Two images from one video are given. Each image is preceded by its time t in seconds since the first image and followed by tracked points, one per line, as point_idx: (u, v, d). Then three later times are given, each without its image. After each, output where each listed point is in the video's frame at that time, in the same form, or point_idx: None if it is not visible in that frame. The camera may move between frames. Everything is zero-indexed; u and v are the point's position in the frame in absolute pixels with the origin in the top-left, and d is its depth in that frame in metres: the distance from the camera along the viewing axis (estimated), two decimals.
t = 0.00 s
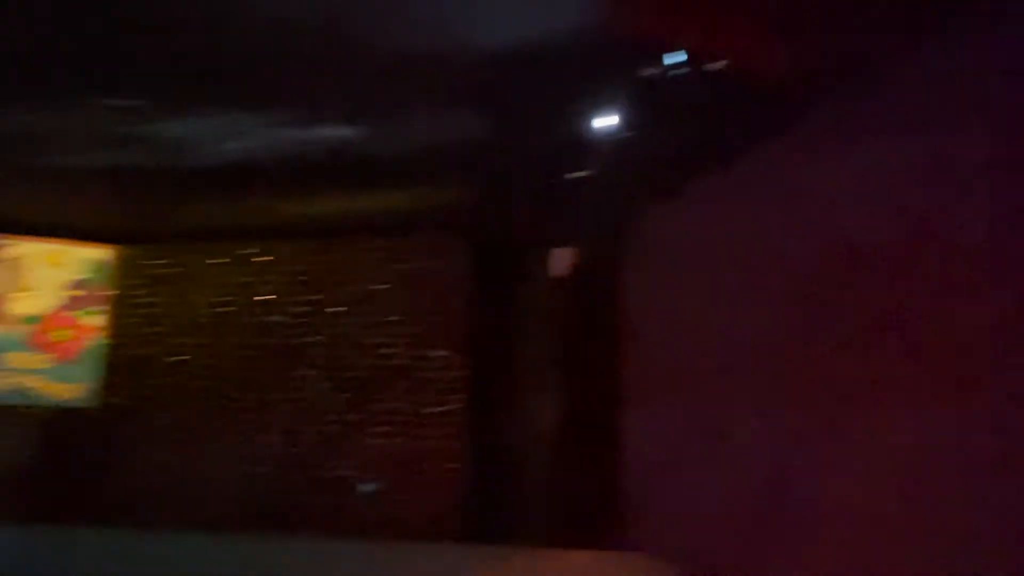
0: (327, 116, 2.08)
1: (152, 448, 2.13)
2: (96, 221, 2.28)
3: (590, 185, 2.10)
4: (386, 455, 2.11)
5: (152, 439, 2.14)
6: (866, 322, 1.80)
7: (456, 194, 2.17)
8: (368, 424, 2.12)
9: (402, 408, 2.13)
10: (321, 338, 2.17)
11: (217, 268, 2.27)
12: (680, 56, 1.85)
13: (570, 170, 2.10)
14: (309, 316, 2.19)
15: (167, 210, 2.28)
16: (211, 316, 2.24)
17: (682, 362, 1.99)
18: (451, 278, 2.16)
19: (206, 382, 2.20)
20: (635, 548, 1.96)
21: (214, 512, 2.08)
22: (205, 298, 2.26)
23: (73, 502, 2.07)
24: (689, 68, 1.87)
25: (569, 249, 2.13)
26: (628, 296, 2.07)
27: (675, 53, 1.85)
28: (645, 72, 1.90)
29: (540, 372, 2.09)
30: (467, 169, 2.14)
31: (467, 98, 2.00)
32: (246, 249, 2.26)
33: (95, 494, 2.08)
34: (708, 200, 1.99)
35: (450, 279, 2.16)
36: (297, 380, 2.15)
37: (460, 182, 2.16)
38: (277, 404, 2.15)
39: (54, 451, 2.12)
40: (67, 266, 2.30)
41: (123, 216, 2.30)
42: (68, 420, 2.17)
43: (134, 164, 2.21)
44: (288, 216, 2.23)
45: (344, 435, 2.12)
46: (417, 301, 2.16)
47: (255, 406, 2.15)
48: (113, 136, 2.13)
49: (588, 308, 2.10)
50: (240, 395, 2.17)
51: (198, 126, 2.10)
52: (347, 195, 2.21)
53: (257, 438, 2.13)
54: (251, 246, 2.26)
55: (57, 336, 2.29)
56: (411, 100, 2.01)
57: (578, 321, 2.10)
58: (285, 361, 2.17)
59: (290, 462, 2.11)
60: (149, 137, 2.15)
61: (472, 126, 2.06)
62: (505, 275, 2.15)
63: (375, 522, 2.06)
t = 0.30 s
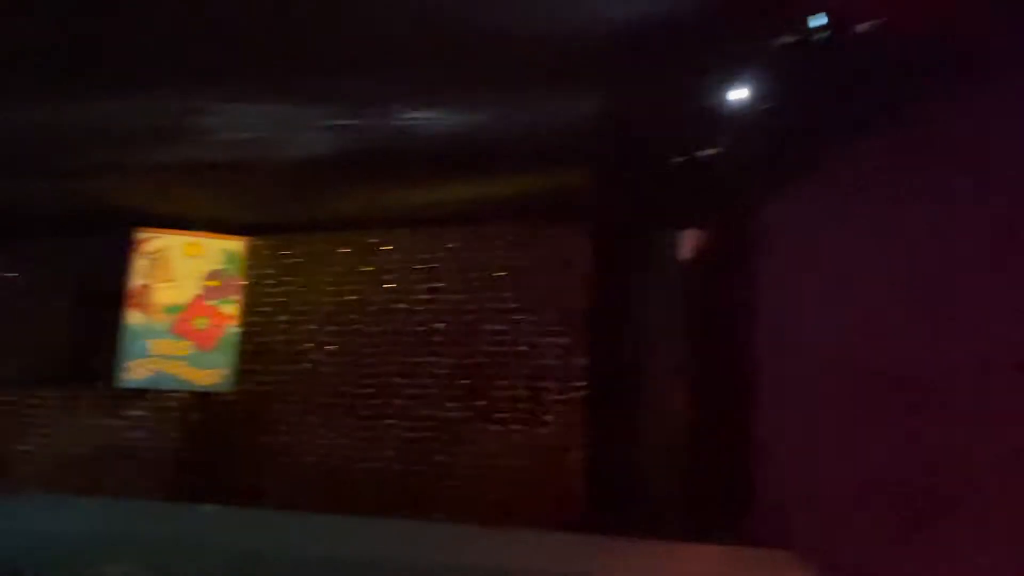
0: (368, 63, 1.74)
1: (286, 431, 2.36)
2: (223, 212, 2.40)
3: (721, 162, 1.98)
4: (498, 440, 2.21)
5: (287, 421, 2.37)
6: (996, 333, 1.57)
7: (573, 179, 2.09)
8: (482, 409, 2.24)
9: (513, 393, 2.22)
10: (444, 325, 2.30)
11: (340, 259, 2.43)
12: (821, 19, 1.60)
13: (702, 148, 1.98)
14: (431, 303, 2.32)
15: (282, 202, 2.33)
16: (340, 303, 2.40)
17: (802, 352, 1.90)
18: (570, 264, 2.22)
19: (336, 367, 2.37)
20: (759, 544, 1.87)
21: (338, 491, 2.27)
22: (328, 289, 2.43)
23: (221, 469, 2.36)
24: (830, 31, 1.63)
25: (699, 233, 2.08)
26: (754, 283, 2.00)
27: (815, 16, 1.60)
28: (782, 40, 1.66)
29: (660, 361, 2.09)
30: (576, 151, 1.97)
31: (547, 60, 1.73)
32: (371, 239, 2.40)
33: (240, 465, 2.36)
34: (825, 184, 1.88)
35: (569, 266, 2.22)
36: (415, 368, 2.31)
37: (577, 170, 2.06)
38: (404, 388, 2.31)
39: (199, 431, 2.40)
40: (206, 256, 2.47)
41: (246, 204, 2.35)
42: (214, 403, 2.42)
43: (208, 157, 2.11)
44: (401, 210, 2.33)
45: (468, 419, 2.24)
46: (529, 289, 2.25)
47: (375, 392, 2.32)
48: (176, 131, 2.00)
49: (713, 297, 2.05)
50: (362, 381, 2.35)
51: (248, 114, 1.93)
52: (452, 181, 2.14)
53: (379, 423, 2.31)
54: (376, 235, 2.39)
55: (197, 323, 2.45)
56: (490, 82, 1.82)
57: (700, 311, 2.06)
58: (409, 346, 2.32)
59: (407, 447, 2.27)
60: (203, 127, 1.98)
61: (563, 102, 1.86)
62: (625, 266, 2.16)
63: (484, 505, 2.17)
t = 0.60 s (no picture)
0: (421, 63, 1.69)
1: (360, 425, 2.39)
2: (300, 208, 2.45)
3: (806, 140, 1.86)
4: (572, 432, 2.19)
5: (360, 415, 2.39)
6: None
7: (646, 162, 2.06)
8: (555, 402, 2.22)
9: (586, 385, 2.20)
10: (513, 319, 2.28)
11: (410, 253, 2.44)
12: None
13: (785, 126, 1.86)
14: (499, 296, 2.31)
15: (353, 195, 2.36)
16: (407, 298, 2.42)
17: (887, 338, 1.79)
18: (643, 253, 2.19)
19: (405, 362, 2.39)
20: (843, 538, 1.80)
21: (410, 486, 2.27)
22: (399, 283, 2.45)
23: (297, 464, 2.39)
24: None
25: (781, 216, 1.96)
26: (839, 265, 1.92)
27: None
28: (874, 7, 1.52)
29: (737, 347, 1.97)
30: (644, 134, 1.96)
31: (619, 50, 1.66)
32: (438, 232, 2.41)
33: (316, 460, 2.38)
34: (910, 160, 1.74)
35: (643, 255, 2.19)
36: (487, 361, 2.30)
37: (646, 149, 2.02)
38: (473, 381, 2.30)
39: (274, 429, 2.44)
40: (280, 254, 2.49)
41: (319, 198, 2.39)
42: (290, 400, 2.46)
43: (280, 158, 2.16)
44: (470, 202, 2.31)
45: (542, 414, 2.22)
46: (602, 278, 2.22)
47: (444, 386, 2.33)
48: (247, 137, 2.05)
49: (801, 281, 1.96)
50: (433, 374, 2.35)
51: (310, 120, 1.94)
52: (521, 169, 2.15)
53: (452, 417, 2.31)
54: (442, 229, 2.41)
55: (272, 321, 2.48)
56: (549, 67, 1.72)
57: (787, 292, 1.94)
58: (478, 339, 2.32)
59: (479, 441, 2.26)
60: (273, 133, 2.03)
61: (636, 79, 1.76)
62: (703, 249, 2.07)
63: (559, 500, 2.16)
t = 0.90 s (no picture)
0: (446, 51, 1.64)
1: (415, 416, 2.38)
2: (345, 202, 2.44)
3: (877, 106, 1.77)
4: (630, 423, 2.14)
5: (416, 408, 2.38)
6: None
7: (694, 143, 1.99)
8: (612, 393, 2.17)
9: (644, 374, 2.14)
10: (566, 308, 2.25)
11: (461, 243, 2.42)
12: None
13: (857, 98, 1.78)
14: (553, 285, 2.27)
15: (399, 185, 2.30)
16: (460, 289, 2.40)
17: (964, 324, 1.67)
18: (706, 236, 2.12)
19: (457, 353, 2.38)
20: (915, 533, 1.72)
21: (467, 478, 2.25)
22: (451, 274, 2.42)
23: (353, 458, 2.39)
24: None
25: (850, 195, 1.91)
26: (911, 247, 1.82)
27: None
28: None
29: (810, 336, 1.97)
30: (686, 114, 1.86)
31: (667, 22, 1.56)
32: (489, 220, 2.37)
33: (372, 453, 2.38)
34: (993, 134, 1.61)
35: (705, 237, 2.12)
36: (542, 351, 2.27)
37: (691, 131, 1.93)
38: (528, 372, 2.27)
39: (330, 422, 2.45)
40: (331, 247, 2.47)
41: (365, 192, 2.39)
42: (344, 392, 2.47)
43: (313, 155, 2.13)
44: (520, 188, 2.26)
45: (599, 404, 2.18)
46: (657, 265, 2.16)
47: (498, 377, 2.31)
48: (277, 134, 2.01)
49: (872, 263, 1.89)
50: (488, 365, 2.33)
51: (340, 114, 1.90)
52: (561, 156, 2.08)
53: (507, 409, 2.28)
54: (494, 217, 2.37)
55: (325, 314, 2.46)
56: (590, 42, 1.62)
57: (857, 277, 1.91)
58: (530, 329, 2.29)
59: (536, 433, 2.23)
60: (304, 131, 1.99)
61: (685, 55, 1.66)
62: (771, 235, 2.05)
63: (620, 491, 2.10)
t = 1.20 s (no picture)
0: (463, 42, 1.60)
1: (456, 405, 2.36)
2: (380, 190, 2.43)
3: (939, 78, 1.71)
4: (674, 412, 2.09)
5: (456, 397, 2.37)
6: None
7: (737, 124, 1.91)
8: (656, 380, 2.12)
9: (688, 361, 2.09)
10: (608, 295, 2.20)
11: (498, 230, 2.39)
12: None
13: (915, 68, 1.73)
14: (594, 271, 2.23)
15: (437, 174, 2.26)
16: (499, 277, 2.37)
17: None
18: (751, 217, 2.06)
19: (497, 342, 2.35)
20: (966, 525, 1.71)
21: (511, 469, 2.25)
22: (489, 261, 2.39)
23: (394, 449, 2.40)
24: None
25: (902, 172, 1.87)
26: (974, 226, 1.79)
27: None
28: None
29: (863, 320, 1.88)
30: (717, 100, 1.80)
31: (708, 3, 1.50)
32: (527, 205, 2.34)
33: (413, 443, 2.39)
34: None
35: (750, 218, 2.06)
36: (584, 338, 2.23)
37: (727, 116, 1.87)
38: (570, 360, 2.24)
39: (371, 412, 2.46)
40: (368, 236, 2.45)
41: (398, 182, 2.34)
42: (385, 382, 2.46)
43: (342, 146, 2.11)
44: (556, 172, 2.22)
45: (643, 393, 2.13)
46: (701, 250, 2.10)
47: (540, 364, 2.27)
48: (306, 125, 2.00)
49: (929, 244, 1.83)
50: (528, 353, 2.30)
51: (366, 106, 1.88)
52: (595, 143, 2.02)
53: (549, 398, 2.25)
54: (532, 202, 2.34)
55: (363, 304, 2.43)
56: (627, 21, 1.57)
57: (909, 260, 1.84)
58: (572, 316, 2.25)
59: (580, 423, 2.20)
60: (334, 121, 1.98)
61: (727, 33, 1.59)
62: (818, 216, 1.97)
63: (666, 484, 2.07)
